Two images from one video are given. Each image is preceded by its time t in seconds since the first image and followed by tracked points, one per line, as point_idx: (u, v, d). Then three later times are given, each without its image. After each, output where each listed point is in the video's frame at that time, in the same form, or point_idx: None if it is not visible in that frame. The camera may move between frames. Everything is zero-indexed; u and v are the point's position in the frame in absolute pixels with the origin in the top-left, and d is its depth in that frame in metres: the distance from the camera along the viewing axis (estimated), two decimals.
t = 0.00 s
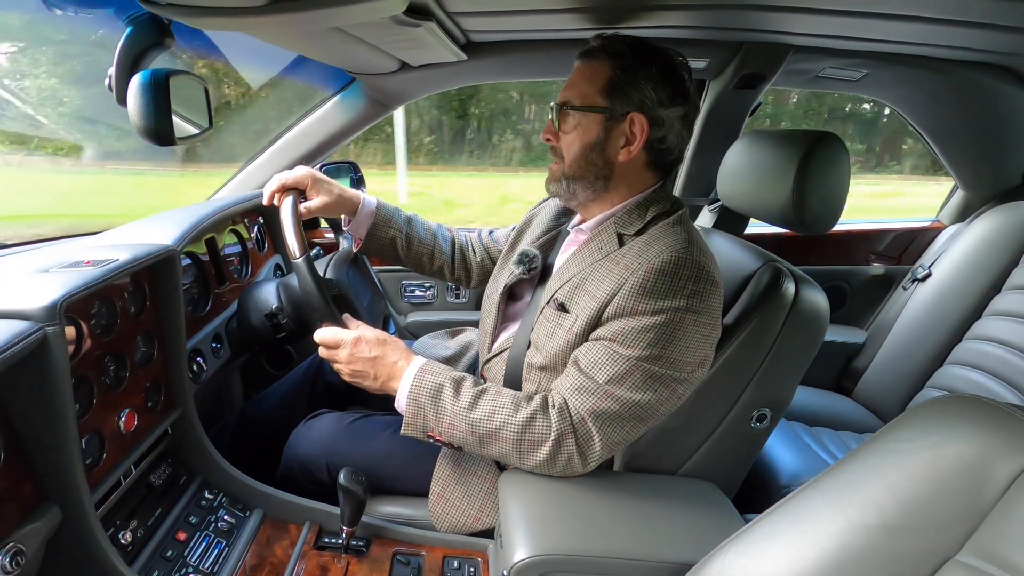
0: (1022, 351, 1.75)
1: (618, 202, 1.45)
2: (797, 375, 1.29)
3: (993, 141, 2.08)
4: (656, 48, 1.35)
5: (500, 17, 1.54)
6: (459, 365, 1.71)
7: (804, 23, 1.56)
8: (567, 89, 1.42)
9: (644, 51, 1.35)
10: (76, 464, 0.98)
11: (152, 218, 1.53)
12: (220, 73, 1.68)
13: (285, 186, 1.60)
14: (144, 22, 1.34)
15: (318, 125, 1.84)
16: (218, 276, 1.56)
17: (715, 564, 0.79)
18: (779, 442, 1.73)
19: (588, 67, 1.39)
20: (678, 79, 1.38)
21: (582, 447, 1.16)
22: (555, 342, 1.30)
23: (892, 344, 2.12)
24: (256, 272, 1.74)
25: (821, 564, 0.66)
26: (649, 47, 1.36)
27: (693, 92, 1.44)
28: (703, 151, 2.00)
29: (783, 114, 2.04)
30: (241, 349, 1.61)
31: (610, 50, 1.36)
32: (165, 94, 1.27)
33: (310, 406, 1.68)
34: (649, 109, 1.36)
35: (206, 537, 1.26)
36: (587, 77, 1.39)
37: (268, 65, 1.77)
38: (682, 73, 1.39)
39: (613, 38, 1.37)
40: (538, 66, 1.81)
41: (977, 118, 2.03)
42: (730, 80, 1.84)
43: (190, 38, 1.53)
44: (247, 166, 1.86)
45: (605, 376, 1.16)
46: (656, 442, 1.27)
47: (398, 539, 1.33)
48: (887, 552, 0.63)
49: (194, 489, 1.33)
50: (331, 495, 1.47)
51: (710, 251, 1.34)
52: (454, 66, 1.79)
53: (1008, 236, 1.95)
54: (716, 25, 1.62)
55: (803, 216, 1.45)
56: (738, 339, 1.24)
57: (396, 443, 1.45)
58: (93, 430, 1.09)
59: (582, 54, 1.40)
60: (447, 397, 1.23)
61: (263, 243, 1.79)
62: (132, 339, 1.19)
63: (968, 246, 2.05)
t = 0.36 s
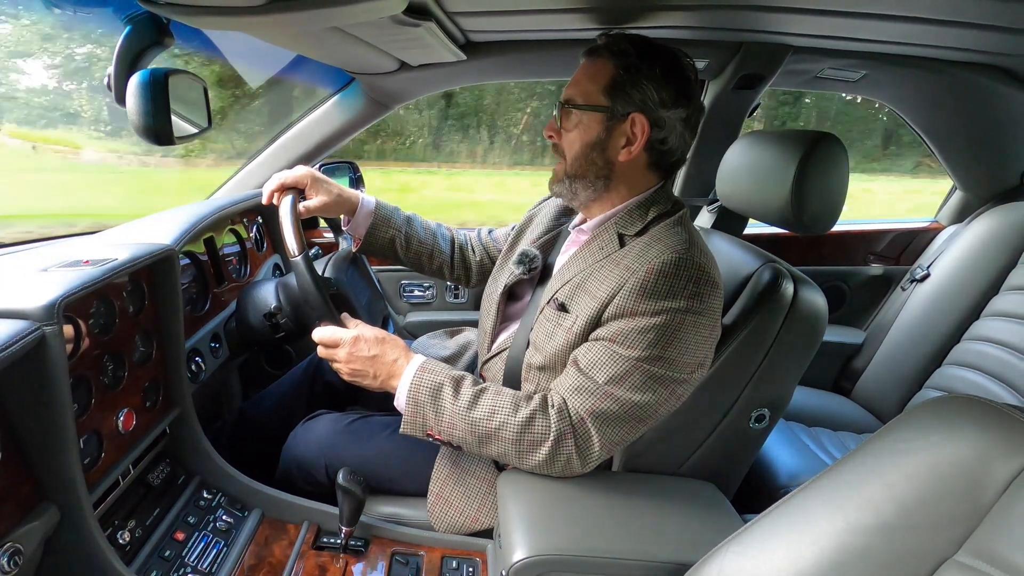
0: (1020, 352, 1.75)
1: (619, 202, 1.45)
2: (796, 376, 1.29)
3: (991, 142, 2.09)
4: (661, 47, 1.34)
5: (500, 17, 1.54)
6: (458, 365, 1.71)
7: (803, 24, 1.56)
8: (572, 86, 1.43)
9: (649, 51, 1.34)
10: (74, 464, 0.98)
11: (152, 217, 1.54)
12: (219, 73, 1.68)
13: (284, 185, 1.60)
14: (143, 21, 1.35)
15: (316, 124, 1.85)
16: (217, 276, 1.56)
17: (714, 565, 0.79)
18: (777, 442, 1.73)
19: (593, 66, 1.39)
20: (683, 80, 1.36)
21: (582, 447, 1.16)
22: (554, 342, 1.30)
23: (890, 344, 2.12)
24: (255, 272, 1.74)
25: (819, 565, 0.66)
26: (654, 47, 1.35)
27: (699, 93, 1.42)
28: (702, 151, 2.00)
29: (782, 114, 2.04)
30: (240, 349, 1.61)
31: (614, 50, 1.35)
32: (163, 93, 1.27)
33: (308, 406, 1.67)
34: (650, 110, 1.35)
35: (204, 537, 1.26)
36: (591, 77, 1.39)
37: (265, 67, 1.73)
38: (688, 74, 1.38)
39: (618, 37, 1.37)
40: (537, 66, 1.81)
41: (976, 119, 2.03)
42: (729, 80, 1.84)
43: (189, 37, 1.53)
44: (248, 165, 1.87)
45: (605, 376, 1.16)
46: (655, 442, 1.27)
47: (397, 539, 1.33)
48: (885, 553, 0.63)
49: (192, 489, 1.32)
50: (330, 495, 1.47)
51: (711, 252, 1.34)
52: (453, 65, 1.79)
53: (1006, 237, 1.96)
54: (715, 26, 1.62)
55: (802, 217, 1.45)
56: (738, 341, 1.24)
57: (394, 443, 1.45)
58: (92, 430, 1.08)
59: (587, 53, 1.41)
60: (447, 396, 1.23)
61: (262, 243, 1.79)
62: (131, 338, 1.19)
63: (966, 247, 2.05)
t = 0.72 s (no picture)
0: (1015, 355, 1.76)
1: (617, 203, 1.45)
2: (792, 378, 1.30)
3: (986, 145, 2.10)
4: (662, 49, 1.34)
5: (498, 19, 1.55)
6: (455, 366, 1.70)
7: (801, 27, 1.57)
8: (574, 86, 1.44)
9: (649, 53, 1.35)
10: (68, 464, 0.97)
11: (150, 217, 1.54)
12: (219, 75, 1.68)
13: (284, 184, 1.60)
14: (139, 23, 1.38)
15: (314, 125, 1.84)
16: (213, 276, 1.56)
17: (711, 566, 0.79)
18: (774, 445, 1.74)
19: (594, 67, 1.39)
20: (683, 83, 1.36)
21: (581, 447, 1.16)
22: (552, 341, 1.30)
23: (886, 347, 2.13)
24: (252, 273, 1.74)
25: (814, 566, 0.66)
26: (655, 49, 1.35)
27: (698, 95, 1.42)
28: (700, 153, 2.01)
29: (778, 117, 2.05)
30: (236, 350, 1.60)
31: (615, 51, 1.36)
32: (161, 94, 1.27)
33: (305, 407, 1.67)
34: (650, 112, 1.35)
35: (199, 539, 1.25)
36: (592, 78, 1.40)
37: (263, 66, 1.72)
38: (688, 77, 1.38)
39: (620, 38, 1.37)
40: (535, 68, 1.82)
41: (970, 123, 2.05)
42: (726, 83, 1.85)
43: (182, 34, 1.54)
44: (246, 164, 1.87)
45: (604, 375, 1.16)
46: (652, 443, 1.27)
47: (392, 541, 1.33)
48: (881, 554, 0.63)
49: (187, 490, 1.32)
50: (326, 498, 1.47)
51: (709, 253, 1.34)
52: (451, 67, 1.79)
53: (1001, 241, 1.97)
54: (713, 29, 1.62)
55: (799, 219, 1.45)
56: (735, 341, 1.24)
57: (391, 446, 1.44)
58: (86, 431, 1.08)
59: (589, 54, 1.41)
60: (446, 397, 1.23)
61: (258, 243, 1.78)
62: (126, 339, 1.18)
63: (961, 250, 2.06)
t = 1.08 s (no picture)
0: (1015, 353, 1.76)
1: (618, 201, 1.45)
2: (794, 377, 1.30)
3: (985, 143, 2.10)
4: (663, 49, 1.35)
5: (496, 20, 1.55)
6: (456, 366, 1.71)
7: (799, 26, 1.57)
8: (576, 86, 1.44)
9: (651, 53, 1.35)
10: (69, 466, 0.97)
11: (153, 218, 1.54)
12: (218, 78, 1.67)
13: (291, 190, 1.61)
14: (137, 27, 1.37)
15: (314, 126, 1.84)
16: (213, 278, 1.55)
17: (713, 566, 0.79)
18: (775, 444, 1.74)
19: (596, 66, 1.40)
20: (684, 82, 1.36)
21: (595, 448, 1.16)
22: (557, 339, 1.30)
23: (887, 345, 2.13)
24: (252, 274, 1.74)
25: (814, 565, 0.66)
26: (657, 49, 1.35)
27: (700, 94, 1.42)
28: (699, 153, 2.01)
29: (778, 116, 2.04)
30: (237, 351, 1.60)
31: (617, 50, 1.36)
32: (160, 96, 1.27)
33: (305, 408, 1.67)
34: (650, 110, 1.35)
35: (200, 540, 1.25)
36: (593, 77, 1.40)
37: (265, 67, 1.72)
38: (689, 77, 1.38)
39: (622, 38, 1.37)
40: (534, 69, 1.82)
41: (969, 121, 2.05)
42: (726, 82, 1.85)
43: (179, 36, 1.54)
44: (247, 165, 1.87)
45: (616, 374, 1.17)
46: (656, 442, 1.27)
47: (395, 542, 1.32)
48: (882, 552, 0.63)
49: (188, 492, 1.32)
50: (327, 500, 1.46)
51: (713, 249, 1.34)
52: (450, 67, 1.79)
53: (1000, 239, 1.97)
54: (712, 28, 1.62)
55: (799, 217, 1.45)
56: (739, 338, 1.24)
57: (392, 448, 1.45)
58: (88, 433, 1.08)
59: (591, 53, 1.42)
60: (459, 408, 1.24)
61: (258, 245, 1.78)
62: (127, 341, 1.18)
63: (961, 247, 2.06)
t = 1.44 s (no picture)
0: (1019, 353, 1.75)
1: (619, 199, 1.45)
2: (797, 376, 1.29)
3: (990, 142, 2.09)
4: (662, 45, 1.34)
5: (498, 18, 1.55)
6: (458, 365, 1.71)
7: (803, 24, 1.56)
8: (576, 84, 1.44)
9: (650, 50, 1.34)
10: (73, 463, 0.98)
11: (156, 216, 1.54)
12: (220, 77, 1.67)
13: (300, 198, 1.63)
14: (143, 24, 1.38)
15: (315, 125, 1.84)
16: (217, 275, 1.56)
17: (715, 565, 0.79)
18: (777, 444, 1.73)
19: (595, 64, 1.40)
20: (683, 79, 1.35)
21: (596, 448, 1.16)
22: (558, 336, 1.30)
23: (891, 345, 2.12)
24: (255, 272, 1.74)
25: (817, 565, 0.66)
26: (656, 46, 1.35)
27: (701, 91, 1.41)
28: (703, 152, 2.00)
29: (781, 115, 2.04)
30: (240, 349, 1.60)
31: (616, 48, 1.36)
32: (164, 94, 1.27)
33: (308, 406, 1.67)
34: (648, 107, 1.35)
35: (204, 538, 1.25)
36: (593, 75, 1.40)
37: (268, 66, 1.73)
38: (689, 73, 1.37)
39: (621, 36, 1.37)
40: (537, 67, 1.82)
41: (974, 119, 2.04)
42: (729, 81, 1.84)
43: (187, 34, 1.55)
44: (249, 164, 1.88)
45: (617, 374, 1.17)
46: (658, 441, 1.27)
47: (397, 540, 1.32)
48: (886, 552, 0.63)
49: (192, 489, 1.32)
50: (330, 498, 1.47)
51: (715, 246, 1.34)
52: (452, 66, 1.79)
53: (1005, 239, 1.96)
54: (715, 26, 1.62)
55: (801, 217, 1.45)
56: (741, 337, 1.24)
57: (394, 448, 1.46)
58: (92, 430, 1.08)
59: (592, 52, 1.42)
60: (459, 411, 1.24)
61: (261, 243, 1.79)
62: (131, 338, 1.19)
63: (965, 247, 2.05)
